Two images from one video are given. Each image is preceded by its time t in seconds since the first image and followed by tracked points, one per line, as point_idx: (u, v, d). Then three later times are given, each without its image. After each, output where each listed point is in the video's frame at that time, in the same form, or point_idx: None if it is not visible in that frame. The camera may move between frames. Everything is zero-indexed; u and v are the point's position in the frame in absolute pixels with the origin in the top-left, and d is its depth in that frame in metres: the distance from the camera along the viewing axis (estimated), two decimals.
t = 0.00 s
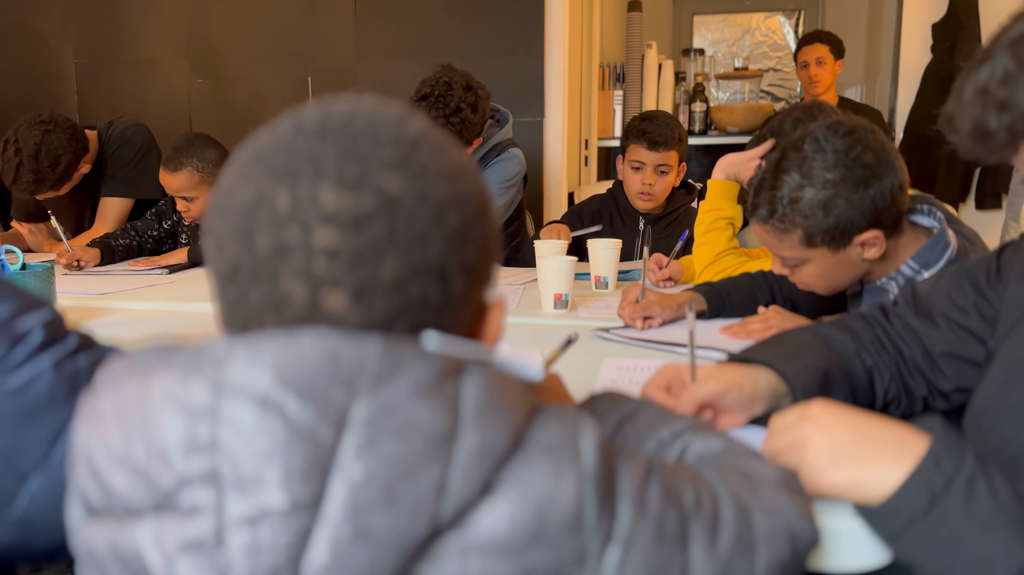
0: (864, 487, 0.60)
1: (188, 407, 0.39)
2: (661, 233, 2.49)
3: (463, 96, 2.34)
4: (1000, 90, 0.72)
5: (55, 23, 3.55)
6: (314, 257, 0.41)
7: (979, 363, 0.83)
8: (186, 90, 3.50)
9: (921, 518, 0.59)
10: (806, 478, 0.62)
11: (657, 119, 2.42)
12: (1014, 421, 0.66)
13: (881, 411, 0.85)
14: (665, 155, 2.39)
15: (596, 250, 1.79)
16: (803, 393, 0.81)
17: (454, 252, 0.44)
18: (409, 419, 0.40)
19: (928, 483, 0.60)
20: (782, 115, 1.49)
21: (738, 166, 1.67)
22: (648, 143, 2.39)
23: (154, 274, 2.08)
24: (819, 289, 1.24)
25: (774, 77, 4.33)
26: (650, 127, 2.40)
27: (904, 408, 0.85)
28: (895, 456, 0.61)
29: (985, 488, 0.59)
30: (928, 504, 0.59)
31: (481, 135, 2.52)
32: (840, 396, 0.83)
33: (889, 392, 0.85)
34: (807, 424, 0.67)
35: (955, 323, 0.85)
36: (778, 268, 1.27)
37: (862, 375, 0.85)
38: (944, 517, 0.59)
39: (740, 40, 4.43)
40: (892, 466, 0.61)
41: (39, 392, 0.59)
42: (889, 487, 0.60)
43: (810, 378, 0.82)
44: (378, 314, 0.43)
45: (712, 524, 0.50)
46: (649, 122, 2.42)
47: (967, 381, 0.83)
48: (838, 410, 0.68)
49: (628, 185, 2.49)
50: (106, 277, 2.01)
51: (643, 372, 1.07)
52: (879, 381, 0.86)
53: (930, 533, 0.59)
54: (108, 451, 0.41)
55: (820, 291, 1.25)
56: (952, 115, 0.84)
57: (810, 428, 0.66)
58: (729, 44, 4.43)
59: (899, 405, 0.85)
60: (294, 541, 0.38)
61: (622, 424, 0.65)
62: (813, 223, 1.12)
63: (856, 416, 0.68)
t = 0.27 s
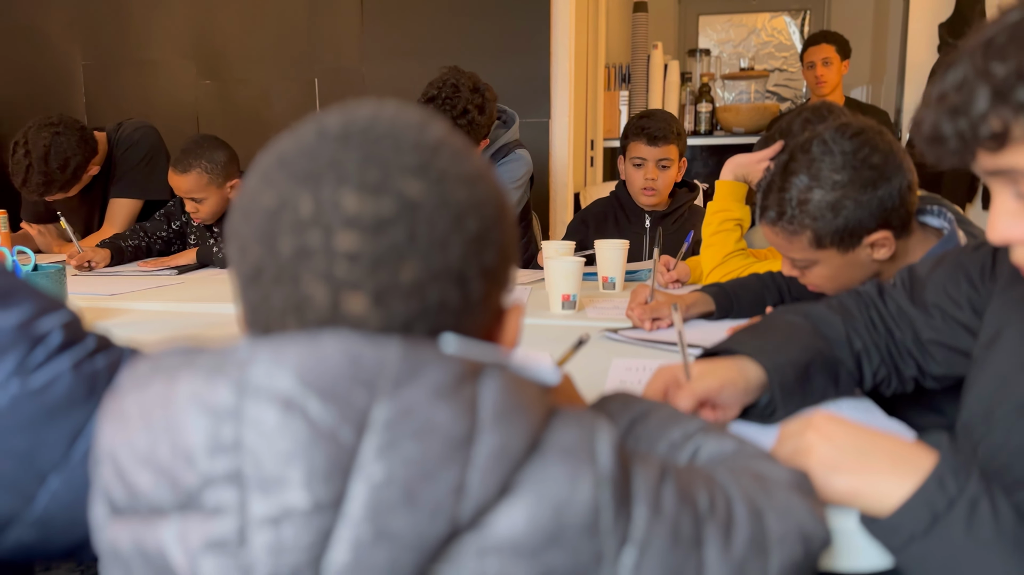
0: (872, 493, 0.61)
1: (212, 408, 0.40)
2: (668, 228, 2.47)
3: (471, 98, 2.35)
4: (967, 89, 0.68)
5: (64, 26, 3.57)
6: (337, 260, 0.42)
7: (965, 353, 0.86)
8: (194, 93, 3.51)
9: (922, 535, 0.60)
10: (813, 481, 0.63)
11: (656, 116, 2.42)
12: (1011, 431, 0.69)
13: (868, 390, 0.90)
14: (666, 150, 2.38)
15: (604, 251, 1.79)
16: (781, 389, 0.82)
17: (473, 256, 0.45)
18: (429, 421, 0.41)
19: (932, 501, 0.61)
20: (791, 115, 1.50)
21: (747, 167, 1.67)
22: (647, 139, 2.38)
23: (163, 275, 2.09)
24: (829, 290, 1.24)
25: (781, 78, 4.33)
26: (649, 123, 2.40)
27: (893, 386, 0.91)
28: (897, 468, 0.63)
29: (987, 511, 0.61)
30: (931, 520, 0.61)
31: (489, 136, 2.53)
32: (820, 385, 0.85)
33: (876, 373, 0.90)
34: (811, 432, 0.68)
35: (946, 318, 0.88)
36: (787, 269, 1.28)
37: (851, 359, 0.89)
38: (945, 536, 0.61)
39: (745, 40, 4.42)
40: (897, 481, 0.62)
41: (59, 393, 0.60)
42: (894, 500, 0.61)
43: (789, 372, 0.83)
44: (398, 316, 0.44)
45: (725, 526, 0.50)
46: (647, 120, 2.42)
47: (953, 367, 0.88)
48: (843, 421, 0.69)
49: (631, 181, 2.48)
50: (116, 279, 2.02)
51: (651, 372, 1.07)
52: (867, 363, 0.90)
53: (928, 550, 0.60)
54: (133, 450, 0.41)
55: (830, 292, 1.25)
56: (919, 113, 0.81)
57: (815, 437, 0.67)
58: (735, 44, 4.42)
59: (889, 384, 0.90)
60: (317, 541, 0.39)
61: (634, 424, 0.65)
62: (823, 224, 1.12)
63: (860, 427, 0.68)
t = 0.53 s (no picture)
0: (885, 492, 0.61)
1: (236, 402, 0.40)
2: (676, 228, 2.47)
3: (480, 98, 2.36)
4: (915, 121, 0.68)
5: (75, 26, 3.59)
6: (358, 257, 0.43)
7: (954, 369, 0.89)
8: (204, 93, 3.52)
9: (934, 535, 0.60)
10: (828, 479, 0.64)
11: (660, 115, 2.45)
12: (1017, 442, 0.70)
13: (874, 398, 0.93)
14: (672, 146, 2.40)
15: (613, 250, 1.79)
16: (786, 382, 0.87)
17: (491, 253, 0.46)
18: (449, 414, 0.42)
19: (945, 503, 0.61)
20: (801, 113, 1.50)
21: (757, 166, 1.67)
22: (653, 135, 2.40)
23: (174, 274, 2.10)
24: (840, 289, 1.24)
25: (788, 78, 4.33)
26: (654, 121, 2.42)
27: (893, 397, 0.93)
28: (911, 469, 0.63)
29: (1001, 514, 0.61)
30: (943, 522, 0.61)
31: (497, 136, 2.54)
32: (824, 382, 0.90)
33: (882, 380, 0.93)
34: (824, 430, 0.68)
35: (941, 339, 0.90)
36: (797, 269, 1.28)
37: (855, 363, 0.92)
38: (957, 537, 0.61)
39: (753, 41, 4.42)
40: (911, 481, 0.62)
41: (82, 389, 0.61)
42: (907, 500, 0.61)
43: (795, 365, 0.88)
44: (418, 313, 0.45)
45: (741, 522, 0.51)
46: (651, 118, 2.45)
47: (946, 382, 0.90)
48: (856, 419, 0.69)
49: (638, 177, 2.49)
50: (127, 278, 2.03)
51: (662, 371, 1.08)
52: (872, 368, 0.93)
53: (939, 553, 0.60)
54: (158, 444, 0.42)
55: (841, 292, 1.25)
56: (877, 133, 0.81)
57: (828, 435, 0.68)
58: (742, 43, 4.43)
59: (891, 396, 0.93)
60: (340, 532, 0.40)
61: (648, 422, 0.66)
62: (832, 223, 1.12)
63: (873, 426, 0.69)
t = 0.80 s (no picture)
0: (898, 493, 0.62)
1: (258, 399, 0.41)
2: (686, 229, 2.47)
3: (489, 100, 2.37)
4: (887, 152, 0.75)
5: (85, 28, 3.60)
6: (376, 258, 0.44)
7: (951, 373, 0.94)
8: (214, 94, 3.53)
9: (946, 538, 0.60)
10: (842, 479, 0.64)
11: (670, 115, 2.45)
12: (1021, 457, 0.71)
13: (881, 398, 0.96)
14: (678, 143, 2.39)
15: (623, 251, 1.80)
16: (797, 389, 0.87)
17: (507, 254, 0.46)
18: (465, 412, 0.42)
19: (959, 506, 0.61)
20: (811, 113, 1.50)
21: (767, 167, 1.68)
22: (661, 133, 2.40)
23: (185, 275, 2.12)
24: (851, 290, 1.24)
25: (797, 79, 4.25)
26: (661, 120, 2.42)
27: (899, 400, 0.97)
28: (923, 470, 0.63)
29: (1014, 515, 0.62)
30: (956, 524, 0.61)
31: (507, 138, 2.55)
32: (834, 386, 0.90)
33: (889, 383, 0.96)
34: (836, 431, 0.69)
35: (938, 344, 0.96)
36: (809, 271, 1.28)
37: (865, 367, 0.95)
38: (969, 539, 0.61)
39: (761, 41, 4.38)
40: (923, 482, 0.62)
41: (101, 388, 0.62)
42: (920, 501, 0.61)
43: (805, 375, 0.89)
44: (434, 312, 0.45)
45: (754, 522, 0.51)
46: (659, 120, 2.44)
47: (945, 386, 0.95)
48: (868, 420, 0.70)
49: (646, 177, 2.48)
50: (139, 278, 2.05)
51: (673, 371, 1.08)
52: (880, 372, 0.96)
53: (952, 554, 0.60)
54: (181, 442, 0.43)
55: (852, 292, 1.25)
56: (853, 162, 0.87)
57: (841, 436, 0.68)
58: (750, 44, 4.40)
59: (896, 398, 0.97)
60: (358, 527, 0.40)
61: (660, 423, 0.67)
62: (843, 224, 1.12)
63: (885, 427, 0.69)
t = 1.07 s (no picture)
0: (913, 497, 0.62)
1: (283, 400, 0.42)
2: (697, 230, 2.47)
3: (499, 103, 2.37)
4: (886, 170, 0.79)
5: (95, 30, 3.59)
6: (396, 261, 0.44)
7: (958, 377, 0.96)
8: (225, 97, 3.52)
9: (960, 540, 0.61)
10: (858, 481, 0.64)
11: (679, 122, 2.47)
12: None
13: (894, 401, 0.96)
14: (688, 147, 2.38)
15: (633, 253, 1.80)
16: (809, 388, 0.88)
17: (525, 258, 0.47)
18: (484, 412, 0.43)
19: (973, 509, 0.61)
20: (820, 117, 1.50)
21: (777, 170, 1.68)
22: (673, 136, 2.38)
23: (198, 276, 2.13)
24: (863, 293, 1.24)
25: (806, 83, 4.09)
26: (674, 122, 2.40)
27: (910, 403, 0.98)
28: (937, 474, 0.64)
29: None
30: (971, 527, 0.61)
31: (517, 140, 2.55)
32: (847, 390, 0.91)
33: (902, 386, 0.97)
34: (850, 433, 0.69)
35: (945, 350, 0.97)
36: (821, 274, 1.28)
37: (878, 369, 0.95)
38: (984, 543, 0.61)
39: (771, 42, 4.30)
40: (937, 486, 0.63)
41: (122, 389, 0.62)
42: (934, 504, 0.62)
43: (818, 374, 0.89)
44: (453, 315, 0.46)
45: (769, 523, 0.51)
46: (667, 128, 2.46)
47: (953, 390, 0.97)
48: (882, 422, 0.70)
49: (655, 180, 2.47)
50: (152, 279, 2.06)
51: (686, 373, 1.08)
52: (895, 375, 0.97)
53: (968, 556, 0.61)
54: (206, 441, 0.44)
55: (865, 296, 1.25)
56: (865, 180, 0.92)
57: (855, 438, 0.69)
58: (761, 45, 4.33)
59: (909, 401, 0.98)
60: (380, 525, 0.41)
61: (674, 425, 0.67)
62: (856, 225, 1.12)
63: (900, 430, 0.70)
